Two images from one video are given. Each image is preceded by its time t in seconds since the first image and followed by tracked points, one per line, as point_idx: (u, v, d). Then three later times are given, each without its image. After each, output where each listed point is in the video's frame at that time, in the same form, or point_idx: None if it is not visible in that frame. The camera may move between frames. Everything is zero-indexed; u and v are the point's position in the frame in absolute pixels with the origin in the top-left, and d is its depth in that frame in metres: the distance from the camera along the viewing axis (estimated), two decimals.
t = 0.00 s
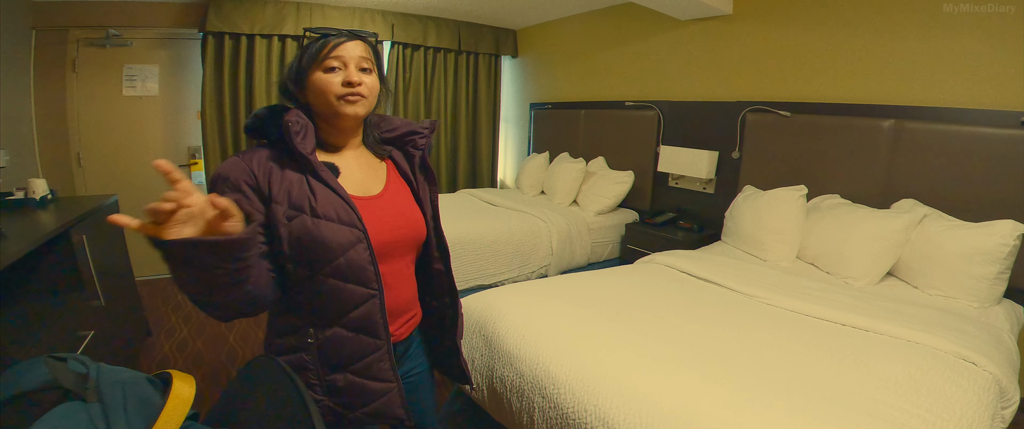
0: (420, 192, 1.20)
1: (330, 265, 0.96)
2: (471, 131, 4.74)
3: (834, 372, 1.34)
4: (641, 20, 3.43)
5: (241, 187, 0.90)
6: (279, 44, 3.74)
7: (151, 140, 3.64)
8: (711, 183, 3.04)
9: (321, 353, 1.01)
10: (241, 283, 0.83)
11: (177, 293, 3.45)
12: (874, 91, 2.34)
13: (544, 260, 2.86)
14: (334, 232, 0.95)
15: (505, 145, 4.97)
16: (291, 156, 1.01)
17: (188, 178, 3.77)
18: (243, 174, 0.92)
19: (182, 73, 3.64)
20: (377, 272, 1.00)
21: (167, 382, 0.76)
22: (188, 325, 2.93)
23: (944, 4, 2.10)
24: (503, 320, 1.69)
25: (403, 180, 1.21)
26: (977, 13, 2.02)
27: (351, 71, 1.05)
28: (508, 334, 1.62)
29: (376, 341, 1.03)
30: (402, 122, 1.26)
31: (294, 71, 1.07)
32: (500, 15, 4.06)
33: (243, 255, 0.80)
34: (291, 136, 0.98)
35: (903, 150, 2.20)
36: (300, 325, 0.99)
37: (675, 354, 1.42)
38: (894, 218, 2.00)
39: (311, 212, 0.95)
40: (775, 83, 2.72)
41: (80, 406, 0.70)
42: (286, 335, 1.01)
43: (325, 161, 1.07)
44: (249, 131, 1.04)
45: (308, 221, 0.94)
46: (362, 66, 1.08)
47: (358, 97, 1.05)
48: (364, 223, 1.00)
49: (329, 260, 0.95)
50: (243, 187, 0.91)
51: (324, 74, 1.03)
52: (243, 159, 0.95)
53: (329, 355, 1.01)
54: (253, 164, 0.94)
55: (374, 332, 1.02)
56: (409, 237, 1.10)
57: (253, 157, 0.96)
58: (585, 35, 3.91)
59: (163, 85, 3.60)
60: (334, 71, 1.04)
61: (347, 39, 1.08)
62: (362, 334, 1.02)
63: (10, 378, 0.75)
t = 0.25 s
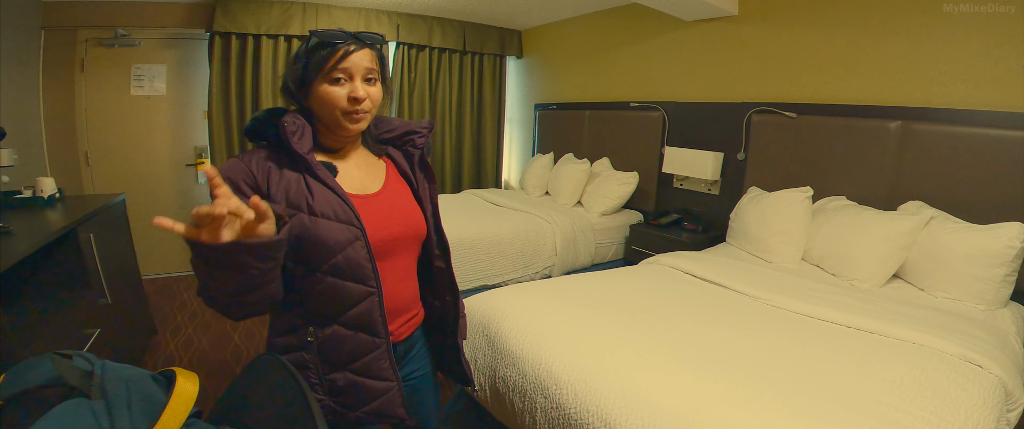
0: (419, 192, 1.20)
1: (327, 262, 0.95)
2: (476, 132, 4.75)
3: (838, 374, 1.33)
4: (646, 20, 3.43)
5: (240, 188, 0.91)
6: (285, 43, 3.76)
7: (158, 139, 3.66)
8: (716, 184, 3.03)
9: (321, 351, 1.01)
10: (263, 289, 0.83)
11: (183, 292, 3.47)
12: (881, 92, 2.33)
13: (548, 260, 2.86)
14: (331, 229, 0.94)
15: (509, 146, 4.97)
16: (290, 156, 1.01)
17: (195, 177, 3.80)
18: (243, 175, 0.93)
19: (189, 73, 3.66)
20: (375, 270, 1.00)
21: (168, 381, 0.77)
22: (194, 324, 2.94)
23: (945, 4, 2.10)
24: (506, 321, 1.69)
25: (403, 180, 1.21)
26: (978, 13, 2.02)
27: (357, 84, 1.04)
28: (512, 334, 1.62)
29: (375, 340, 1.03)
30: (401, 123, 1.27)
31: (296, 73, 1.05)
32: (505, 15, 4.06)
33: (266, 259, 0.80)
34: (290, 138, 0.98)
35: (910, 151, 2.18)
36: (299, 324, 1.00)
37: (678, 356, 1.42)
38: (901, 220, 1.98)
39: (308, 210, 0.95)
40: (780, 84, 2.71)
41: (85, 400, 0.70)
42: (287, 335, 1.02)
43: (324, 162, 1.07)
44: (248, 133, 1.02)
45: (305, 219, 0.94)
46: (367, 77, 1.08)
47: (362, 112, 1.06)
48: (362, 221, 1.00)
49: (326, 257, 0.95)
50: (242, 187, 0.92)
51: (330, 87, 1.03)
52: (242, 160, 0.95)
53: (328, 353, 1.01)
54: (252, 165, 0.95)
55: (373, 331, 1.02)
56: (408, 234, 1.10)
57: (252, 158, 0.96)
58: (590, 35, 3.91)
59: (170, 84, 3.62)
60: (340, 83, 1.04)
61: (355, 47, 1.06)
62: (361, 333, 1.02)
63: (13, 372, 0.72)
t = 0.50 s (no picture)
0: (428, 188, 1.20)
1: (332, 259, 0.96)
2: (479, 131, 4.74)
3: (840, 375, 1.33)
4: (650, 20, 3.42)
5: (245, 184, 0.92)
6: (289, 41, 3.77)
7: (162, 137, 3.67)
8: (719, 184, 3.02)
9: (326, 346, 1.01)
10: (252, 271, 0.84)
11: (186, 289, 3.49)
12: (886, 92, 2.32)
13: (550, 259, 2.85)
14: (336, 227, 0.95)
15: (512, 145, 4.97)
16: (296, 152, 1.01)
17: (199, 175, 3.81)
18: (249, 171, 0.93)
19: (193, 70, 3.67)
20: (378, 268, 1.00)
21: (166, 377, 0.78)
22: (196, 321, 2.95)
23: (946, 4, 2.10)
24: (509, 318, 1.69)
25: (412, 175, 1.21)
26: (981, 13, 2.01)
27: (361, 74, 1.05)
28: (513, 332, 1.62)
29: (378, 337, 1.03)
30: (411, 118, 1.27)
31: (302, 68, 1.07)
32: (508, 14, 4.06)
33: (248, 239, 0.81)
34: (295, 134, 0.98)
35: (915, 151, 2.17)
36: (306, 317, 1.01)
37: (678, 355, 1.42)
38: (905, 220, 1.97)
39: (313, 207, 0.95)
40: (784, 84, 2.70)
41: (82, 396, 0.70)
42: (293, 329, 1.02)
43: (331, 157, 1.07)
44: (258, 127, 1.03)
45: (310, 215, 0.94)
46: (372, 68, 1.08)
47: (367, 102, 1.06)
48: (366, 218, 1.00)
49: (330, 254, 0.95)
50: (248, 183, 0.92)
51: (334, 78, 1.03)
52: (250, 156, 0.96)
53: (333, 348, 1.01)
54: (259, 161, 0.96)
55: (376, 327, 1.02)
56: (414, 232, 1.10)
57: (258, 154, 0.97)
58: (594, 34, 3.90)
59: (174, 82, 3.64)
60: (344, 74, 1.04)
61: (357, 39, 1.07)
62: (364, 329, 1.02)
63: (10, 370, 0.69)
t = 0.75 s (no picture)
0: (439, 188, 1.19)
1: (346, 256, 0.95)
2: (479, 131, 4.74)
3: (840, 376, 1.32)
4: (650, 19, 3.42)
5: (263, 183, 0.94)
6: (288, 41, 3.76)
7: (161, 137, 3.67)
8: (719, 184, 3.01)
9: (338, 341, 1.00)
10: (252, 260, 0.87)
11: (185, 289, 3.48)
12: (886, 92, 2.31)
13: (549, 260, 2.85)
14: (351, 225, 0.95)
15: (512, 145, 4.97)
16: (311, 152, 1.02)
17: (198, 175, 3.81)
18: (266, 170, 0.95)
19: (193, 70, 3.67)
20: (391, 266, 0.99)
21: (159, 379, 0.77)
22: (195, 321, 2.95)
23: (946, 4, 2.09)
24: (509, 318, 1.68)
25: (423, 175, 1.20)
26: (981, 12, 2.00)
27: (370, 72, 1.05)
28: (512, 332, 1.62)
29: (388, 333, 1.02)
30: (423, 117, 1.25)
31: (314, 69, 1.08)
32: (508, 14, 4.05)
33: (241, 230, 0.83)
34: (309, 133, 0.99)
35: (915, 151, 2.16)
36: (319, 312, 1.00)
37: (677, 356, 1.41)
38: (907, 220, 1.96)
39: (328, 206, 0.96)
40: (784, 84, 2.70)
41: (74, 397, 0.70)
42: (305, 323, 1.01)
43: (345, 157, 1.07)
44: (277, 129, 1.06)
45: (325, 214, 0.95)
46: (381, 67, 1.09)
47: (378, 98, 1.06)
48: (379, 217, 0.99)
49: (345, 252, 0.95)
50: (265, 183, 0.94)
51: (344, 75, 1.04)
52: (267, 155, 0.97)
53: (344, 343, 1.00)
54: (276, 161, 0.96)
55: (387, 323, 1.01)
56: (424, 231, 1.09)
57: (275, 154, 0.98)
58: (594, 34, 3.89)
59: (174, 82, 3.64)
60: (354, 72, 1.05)
61: (365, 38, 1.07)
62: (376, 324, 1.01)
63: None
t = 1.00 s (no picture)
0: (453, 190, 1.20)
1: (370, 254, 0.96)
2: (478, 131, 4.74)
3: (841, 377, 1.31)
4: (648, 20, 3.42)
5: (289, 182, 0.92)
6: (287, 42, 3.76)
7: (160, 138, 3.67)
8: (718, 184, 3.01)
9: (360, 338, 1.01)
10: (287, 253, 0.87)
11: (184, 291, 3.48)
12: (886, 92, 2.31)
13: (549, 260, 2.85)
14: (375, 224, 0.95)
15: (512, 146, 4.98)
16: (335, 152, 1.01)
17: (197, 176, 3.80)
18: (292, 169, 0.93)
19: (191, 72, 3.67)
20: (412, 263, 1.00)
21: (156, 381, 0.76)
22: (194, 323, 2.95)
23: (946, 4, 2.09)
24: (509, 318, 1.68)
25: (438, 177, 1.21)
26: (981, 12, 2.00)
27: (388, 76, 1.04)
28: (512, 333, 1.62)
29: (409, 328, 1.03)
30: (437, 121, 1.26)
31: (334, 74, 1.07)
32: (507, 14, 4.05)
33: (283, 221, 0.84)
34: (336, 136, 0.98)
35: (915, 151, 2.16)
36: (340, 311, 1.00)
37: (677, 357, 1.41)
38: (905, 221, 1.96)
39: (353, 205, 0.95)
40: (783, 84, 2.69)
41: (70, 401, 0.70)
42: (327, 322, 1.01)
43: (366, 159, 1.07)
44: (297, 131, 1.05)
45: (350, 213, 0.94)
46: (398, 70, 1.07)
47: (395, 102, 1.05)
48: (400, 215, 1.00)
49: (369, 250, 0.95)
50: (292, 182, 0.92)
51: (362, 79, 1.03)
52: (293, 156, 0.96)
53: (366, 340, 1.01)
54: (301, 161, 0.95)
55: (408, 320, 1.02)
56: (441, 230, 1.10)
57: (301, 154, 0.96)
58: (593, 34, 3.89)
59: (172, 83, 3.63)
60: (372, 76, 1.03)
61: (382, 43, 1.06)
62: (397, 320, 1.02)
63: None
